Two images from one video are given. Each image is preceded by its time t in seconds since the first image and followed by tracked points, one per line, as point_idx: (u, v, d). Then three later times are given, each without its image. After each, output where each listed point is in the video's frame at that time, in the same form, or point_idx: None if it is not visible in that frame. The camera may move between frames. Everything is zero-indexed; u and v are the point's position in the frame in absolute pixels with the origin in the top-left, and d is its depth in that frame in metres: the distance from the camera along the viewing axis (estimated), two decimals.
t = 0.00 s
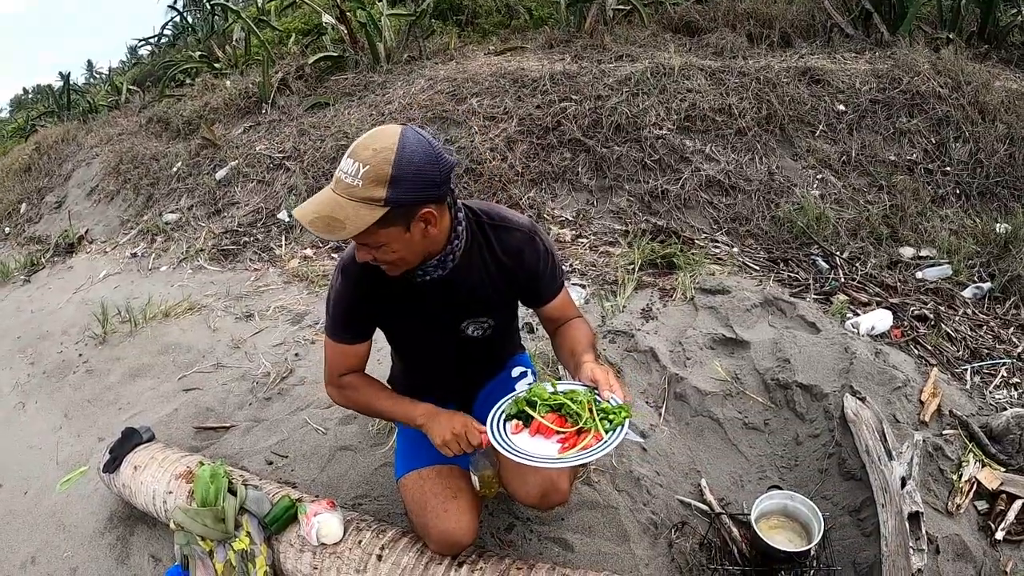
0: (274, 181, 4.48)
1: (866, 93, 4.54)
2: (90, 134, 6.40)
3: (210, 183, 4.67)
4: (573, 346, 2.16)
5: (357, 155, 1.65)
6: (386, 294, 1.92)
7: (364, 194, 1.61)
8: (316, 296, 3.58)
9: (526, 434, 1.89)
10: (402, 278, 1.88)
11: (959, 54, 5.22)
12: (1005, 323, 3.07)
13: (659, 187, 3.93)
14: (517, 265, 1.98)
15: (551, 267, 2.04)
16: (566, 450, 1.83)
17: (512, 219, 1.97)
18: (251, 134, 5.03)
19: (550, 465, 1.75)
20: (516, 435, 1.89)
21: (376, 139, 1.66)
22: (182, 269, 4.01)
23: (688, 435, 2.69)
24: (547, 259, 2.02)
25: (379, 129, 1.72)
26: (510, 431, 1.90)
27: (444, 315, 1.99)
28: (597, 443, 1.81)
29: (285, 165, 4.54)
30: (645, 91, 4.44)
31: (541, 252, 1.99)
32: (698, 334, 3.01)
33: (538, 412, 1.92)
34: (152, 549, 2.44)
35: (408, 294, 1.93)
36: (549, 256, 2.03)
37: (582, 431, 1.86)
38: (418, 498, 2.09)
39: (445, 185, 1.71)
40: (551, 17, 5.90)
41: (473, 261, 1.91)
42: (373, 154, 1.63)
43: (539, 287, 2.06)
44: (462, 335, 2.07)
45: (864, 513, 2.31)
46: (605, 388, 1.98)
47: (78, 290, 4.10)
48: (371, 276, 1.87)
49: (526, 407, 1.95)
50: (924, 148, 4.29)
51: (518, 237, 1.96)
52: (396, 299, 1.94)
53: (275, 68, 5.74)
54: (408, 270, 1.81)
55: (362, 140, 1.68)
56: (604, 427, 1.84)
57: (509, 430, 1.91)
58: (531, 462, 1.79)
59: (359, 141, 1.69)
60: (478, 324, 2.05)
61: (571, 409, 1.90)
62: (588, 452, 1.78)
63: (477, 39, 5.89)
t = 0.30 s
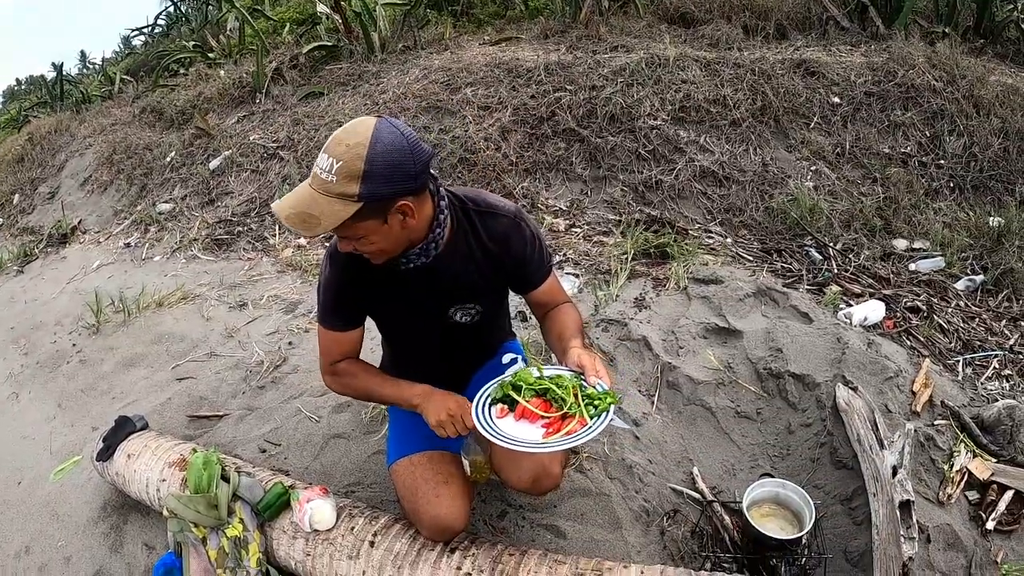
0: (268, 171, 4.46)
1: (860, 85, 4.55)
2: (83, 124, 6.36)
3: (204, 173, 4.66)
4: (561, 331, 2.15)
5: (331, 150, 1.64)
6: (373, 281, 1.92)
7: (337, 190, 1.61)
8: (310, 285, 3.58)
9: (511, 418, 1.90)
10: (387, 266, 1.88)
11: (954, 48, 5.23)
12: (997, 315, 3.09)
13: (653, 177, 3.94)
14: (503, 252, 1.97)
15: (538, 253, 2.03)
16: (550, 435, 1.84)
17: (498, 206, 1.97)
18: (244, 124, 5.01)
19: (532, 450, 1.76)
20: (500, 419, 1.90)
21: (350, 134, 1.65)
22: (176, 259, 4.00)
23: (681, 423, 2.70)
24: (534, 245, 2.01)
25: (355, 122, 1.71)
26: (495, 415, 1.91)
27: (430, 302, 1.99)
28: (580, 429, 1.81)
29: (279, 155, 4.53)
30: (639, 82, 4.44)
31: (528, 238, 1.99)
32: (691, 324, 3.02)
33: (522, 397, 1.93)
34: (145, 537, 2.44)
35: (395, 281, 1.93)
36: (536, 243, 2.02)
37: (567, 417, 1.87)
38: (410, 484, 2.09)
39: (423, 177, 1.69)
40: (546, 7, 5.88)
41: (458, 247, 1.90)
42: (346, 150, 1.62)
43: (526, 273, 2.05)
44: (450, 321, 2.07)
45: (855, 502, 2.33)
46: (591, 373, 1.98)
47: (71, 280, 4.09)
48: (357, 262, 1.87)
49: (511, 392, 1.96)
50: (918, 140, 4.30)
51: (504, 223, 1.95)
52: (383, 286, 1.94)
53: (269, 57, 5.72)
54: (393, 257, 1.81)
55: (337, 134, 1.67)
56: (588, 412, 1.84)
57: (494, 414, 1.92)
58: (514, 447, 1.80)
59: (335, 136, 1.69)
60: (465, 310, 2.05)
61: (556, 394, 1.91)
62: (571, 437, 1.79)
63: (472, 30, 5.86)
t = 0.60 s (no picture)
0: (271, 169, 4.47)
1: (864, 92, 4.55)
2: (87, 120, 6.38)
3: (207, 170, 4.67)
4: (554, 334, 2.13)
5: (316, 160, 1.64)
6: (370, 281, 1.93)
7: (325, 200, 1.61)
8: (311, 284, 3.59)
9: (498, 423, 1.90)
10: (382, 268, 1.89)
11: (958, 57, 5.23)
12: (998, 324, 3.09)
13: (655, 181, 3.94)
14: (498, 254, 1.96)
15: (535, 254, 2.02)
16: (537, 441, 1.83)
17: (494, 207, 1.96)
18: (249, 122, 5.02)
19: (517, 456, 1.76)
20: (488, 423, 1.89)
21: (335, 144, 1.64)
22: (178, 255, 4.01)
23: (679, 428, 2.71)
24: (531, 246, 1.99)
25: (340, 130, 1.70)
26: (483, 420, 1.90)
27: (426, 302, 2.00)
28: (566, 437, 1.81)
29: (283, 153, 4.53)
30: (643, 86, 4.44)
31: (524, 240, 1.97)
32: (691, 328, 3.02)
33: (510, 402, 1.92)
34: (143, 533, 2.45)
35: (391, 281, 1.93)
36: (533, 244, 2.00)
37: (555, 423, 1.86)
38: (408, 485, 2.10)
39: (411, 181, 1.68)
40: (552, 10, 5.89)
41: (453, 248, 1.90)
42: (332, 160, 1.62)
43: (522, 276, 2.03)
44: (446, 322, 2.08)
45: (852, 509, 2.33)
46: (581, 379, 1.97)
47: (73, 275, 4.09)
48: (353, 263, 1.88)
49: (499, 396, 1.95)
50: (921, 149, 4.30)
51: (500, 224, 1.94)
52: (379, 286, 1.95)
53: (274, 56, 5.73)
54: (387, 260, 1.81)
55: (323, 144, 1.67)
56: (576, 419, 1.84)
57: (482, 418, 1.91)
58: (500, 453, 1.79)
59: (321, 145, 1.68)
60: (461, 311, 2.05)
61: (544, 400, 1.90)
62: (557, 444, 1.79)
63: (477, 31, 5.87)
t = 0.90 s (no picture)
0: (280, 168, 4.49)
1: (874, 94, 4.54)
2: (96, 117, 6.40)
3: (216, 168, 4.68)
4: (563, 334, 2.13)
5: (318, 168, 1.65)
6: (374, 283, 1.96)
7: (327, 207, 1.62)
8: (319, 283, 3.59)
9: (498, 420, 1.90)
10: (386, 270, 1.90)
11: (968, 60, 5.21)
12: (1006, 329, 3.08)
13: (664, 182, 3.94)
14: (501, 256, 1.95)
15: (541, 255, 2.01)
16: (535, 439, 1.84)
17: (499, 208, 1.95)
18: (257, 121, 5.04)
19: (515, 454, 1.76)
20: (487, 421, 1.89)
21: (336, 151, 1.65)
22: (186, 253, 4.03)
23: (686, 429, 2.71)
24: (536, 247, 1.98)
25: (342, 136, 1.71)
26: (482, 417, 1.90)
27: (431, 303, 2.01)
28: (566, 436, 1.82)
29: (291, 152, 4.55)
30: (652, 87, 4.44)
31: (529, 241, 1.96)
32: (699, 330, 3.02)
33: (510, 400, 1.92)
34: (149, 529, 2.46)
35: (396, 283, 1.95)
36: (538, 245, 1.99)
37: (554, 422, 1.87)
38: (413, 483, 2.10)
39: (412, 186, 1.68)
40: (561, 10, 5.89)
41: (457, 250, 1.90)
42: (333, 167, 1.63)
43: (527, 277, 2.03)
44: (452, 323, 2.08)
45: (859, 512, 2.32)
46: (585, 379, 1.96)
47: (81, 272, 4.11)
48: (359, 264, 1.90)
49: (500, 394, 1.95)
50: (930, 152, 4.29)
51: (504, 226, 1.94)
52: (385, 287, 1.98)
53: (283, 54, 5.74)
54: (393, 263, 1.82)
55: (325, 151, 1.68)
56: (577, 419, 1.85)
57: (481, 415, 1.91)
58: (498, 450, 1.79)
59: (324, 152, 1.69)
60: (467, 312, 2.06)
61: (544, 399, 1.91)
62: (556, 443, 1.80)
63: (486, 31, 5.88)
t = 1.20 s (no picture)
0: (284, 169, 4.49)
1: (878, 95, 4.53)
2: (101, 119, 6.42)
3: (220, 170, 4.69)
4: (566, 345, 2.08)
5: (309, 181, 1.65)
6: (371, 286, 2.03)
7: (319, 221, 1.62)
8: (324, 284, 3.60)
9: (493, 434, 1.96)
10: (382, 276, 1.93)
11: (972, 60, 5.20)
12: (1012, 330, 3.06)
13: (669, 184, 3.93)
14: (497, 264, 1.93)
15: (541, 266, 1.97)
16: (528, 455, 1.88)
17: (498, 217, 1.93)
18: (262, 122, 5.04)
19: (507, 470, 1.82)
20: (482, 435, 1.96)
21: (326, 164, 1.65)
22: (190, 254, 4.03)
23: (692, 432, 2.70)
24: (537, 256, 1.93)
25: (332, 147, 1.70)
26: (477, 431, 1.98)
27: (429, 311, 2.02)
28: (560, 452, 1.86)
29: (296, 154, 4.55)
30: (656, 88, 4.44)
31: (526, 249, 1.92)
32: (704, 332, 3.01)
33: (505, 415, 1.99)
34: (154, 531, 2.46)
35: (393, 288, 1.97)
36: (538, 254, 1.94)
37: (549, 438, 1.92)
38: (419, 486, 2.09)
39: (404, 197, 1.67)
40: (564, 11, 5.89)
41: (453, 257, 1.90)
42: (324, 181, 1.63)
43: (527, 287, 1.99)
44: (451, 330, 2.09)
45: (865, 515, 2.31)
46: (584, 391, 1.94)
47: (86, 274, 4.12)
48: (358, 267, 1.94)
49: (495, 408, 2.02)
50: (935, 152, 4.27)
51: (503, 235, 1.91)
52: (384, 292, 2.01)
53: (287, 56, 5.75)
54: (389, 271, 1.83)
55: (316, 163, 1.68)
56: (573, 434, 1.89)
57: (477, 429, 1.98)
58: (491, 466, 1.85)
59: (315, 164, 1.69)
60: (466, 320, 2.06)
61: (539, 414, 1.96)
62: (549, 459, 1.84)
63: (489, 33, 5.88)
